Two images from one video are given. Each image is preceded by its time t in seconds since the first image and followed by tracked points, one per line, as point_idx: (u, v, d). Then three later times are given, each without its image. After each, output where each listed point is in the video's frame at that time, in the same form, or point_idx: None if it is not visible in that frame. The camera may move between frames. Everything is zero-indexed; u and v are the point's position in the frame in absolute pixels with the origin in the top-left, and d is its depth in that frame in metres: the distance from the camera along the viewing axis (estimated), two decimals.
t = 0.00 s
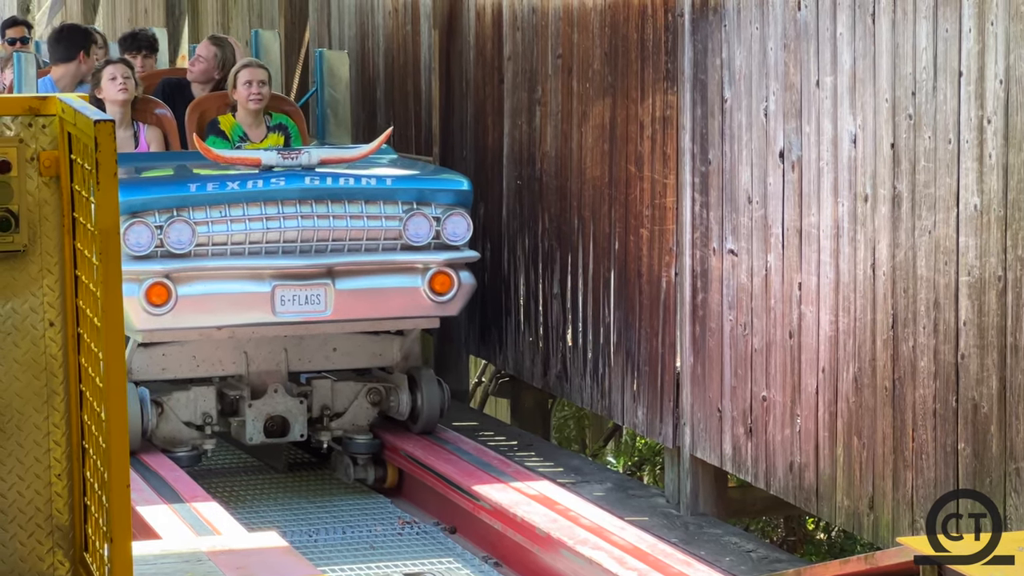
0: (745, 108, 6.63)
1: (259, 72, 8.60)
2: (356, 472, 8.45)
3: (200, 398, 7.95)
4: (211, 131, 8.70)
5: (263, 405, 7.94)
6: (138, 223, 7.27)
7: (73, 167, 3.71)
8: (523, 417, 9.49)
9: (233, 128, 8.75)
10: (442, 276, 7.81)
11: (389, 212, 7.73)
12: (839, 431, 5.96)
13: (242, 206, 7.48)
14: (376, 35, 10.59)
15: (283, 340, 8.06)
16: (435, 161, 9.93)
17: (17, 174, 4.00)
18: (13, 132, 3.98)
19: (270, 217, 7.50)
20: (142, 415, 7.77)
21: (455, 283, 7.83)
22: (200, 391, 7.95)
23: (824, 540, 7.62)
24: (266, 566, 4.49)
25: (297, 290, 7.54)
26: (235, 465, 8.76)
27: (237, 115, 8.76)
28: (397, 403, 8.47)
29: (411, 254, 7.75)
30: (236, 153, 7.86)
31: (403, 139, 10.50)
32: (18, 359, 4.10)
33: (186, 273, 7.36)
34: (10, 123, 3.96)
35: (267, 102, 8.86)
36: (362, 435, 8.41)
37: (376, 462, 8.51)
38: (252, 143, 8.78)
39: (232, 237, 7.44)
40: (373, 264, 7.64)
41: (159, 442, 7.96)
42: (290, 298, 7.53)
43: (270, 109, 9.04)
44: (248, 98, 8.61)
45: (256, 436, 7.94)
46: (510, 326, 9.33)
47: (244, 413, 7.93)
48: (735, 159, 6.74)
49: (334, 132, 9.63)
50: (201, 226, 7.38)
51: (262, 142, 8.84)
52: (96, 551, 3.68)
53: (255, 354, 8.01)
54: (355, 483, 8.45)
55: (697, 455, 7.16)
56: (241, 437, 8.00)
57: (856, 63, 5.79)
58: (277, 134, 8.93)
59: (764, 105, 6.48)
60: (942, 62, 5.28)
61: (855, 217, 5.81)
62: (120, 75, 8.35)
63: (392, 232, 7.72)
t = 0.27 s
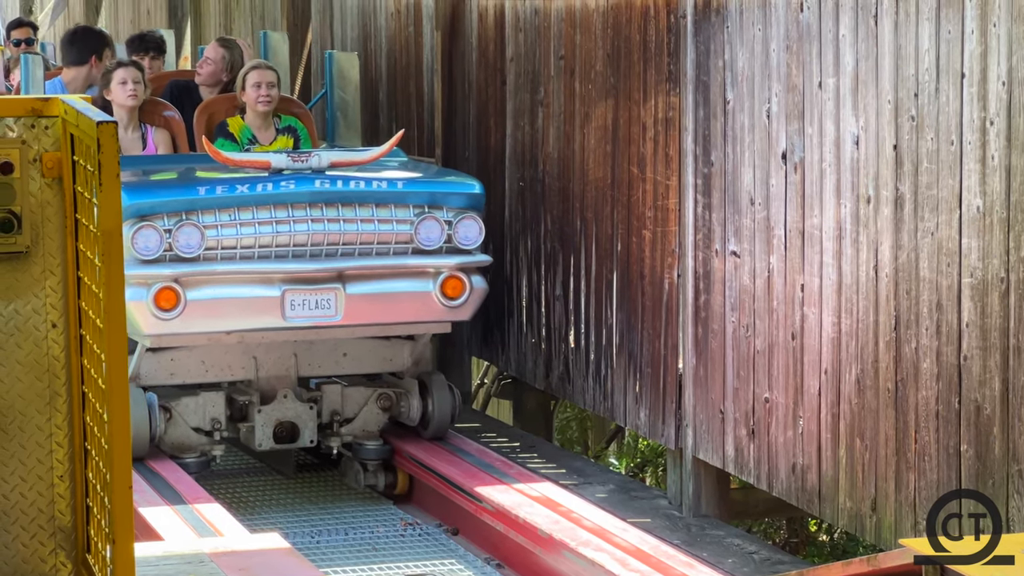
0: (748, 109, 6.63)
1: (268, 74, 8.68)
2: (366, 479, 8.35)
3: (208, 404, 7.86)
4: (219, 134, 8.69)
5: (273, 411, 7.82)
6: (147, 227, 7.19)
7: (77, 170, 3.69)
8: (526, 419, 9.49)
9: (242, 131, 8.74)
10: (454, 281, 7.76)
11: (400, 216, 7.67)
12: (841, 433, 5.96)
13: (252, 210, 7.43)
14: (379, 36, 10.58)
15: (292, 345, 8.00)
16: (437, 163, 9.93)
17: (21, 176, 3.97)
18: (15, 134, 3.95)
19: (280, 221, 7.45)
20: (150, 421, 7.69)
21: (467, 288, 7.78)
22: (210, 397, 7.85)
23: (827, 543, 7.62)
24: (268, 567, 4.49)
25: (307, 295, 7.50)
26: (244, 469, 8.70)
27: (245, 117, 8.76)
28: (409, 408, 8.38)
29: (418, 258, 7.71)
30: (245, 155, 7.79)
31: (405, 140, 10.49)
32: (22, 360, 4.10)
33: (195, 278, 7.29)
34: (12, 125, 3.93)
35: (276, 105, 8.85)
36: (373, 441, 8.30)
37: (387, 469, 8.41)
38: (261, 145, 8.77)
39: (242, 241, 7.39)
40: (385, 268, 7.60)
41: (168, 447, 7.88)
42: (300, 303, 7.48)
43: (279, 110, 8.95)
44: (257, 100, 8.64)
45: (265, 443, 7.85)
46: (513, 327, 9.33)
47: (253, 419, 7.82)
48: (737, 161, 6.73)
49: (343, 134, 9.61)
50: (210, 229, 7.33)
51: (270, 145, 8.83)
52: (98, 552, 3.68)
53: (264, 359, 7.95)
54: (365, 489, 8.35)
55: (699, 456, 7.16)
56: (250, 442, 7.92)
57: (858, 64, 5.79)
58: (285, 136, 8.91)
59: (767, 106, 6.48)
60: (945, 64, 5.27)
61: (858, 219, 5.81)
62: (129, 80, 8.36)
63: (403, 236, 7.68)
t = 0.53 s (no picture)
0: (750, 111, 6.63)
1: (276, 75, 8.55)
2: (375, 485, 8.23)
3: (217, 409, 7.80)
4: (228, 136, 8.63)
5: (282, 415, 7.77)
6: (156, 230, 7.11)
7: (80, 172, 3.68)
8: (527, 420, 9.48)
9: (251, 133, 8.67)
10: (465, 285, 7.66)
11: (411, 219, 7.57)
12: (844, 435, 5.95)
13: (261, 214, 7.35)
14: (381, 37, 10.56)
15: (302, 350, 7.91)
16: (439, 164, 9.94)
17: (23, 177, 3.95)
18: (18, 135, 3.95)
19: (290, 224, 7.37)
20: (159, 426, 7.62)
21: (478, 292, 7.68)
22: (218, 403, 7.80)
23: (829, 544, 7.59)
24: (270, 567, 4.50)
25: (317, 299, 7.39)
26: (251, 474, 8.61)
27: (254, 119, 8.68)
28: (419, 414, 8.28)
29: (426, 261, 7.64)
30: (255, 158, 7.75)
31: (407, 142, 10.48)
32: (24, 362, 4.09)
33: (204, 281, 7.20)
34: (15, 126, 3.94)
35: (285, 105, 8.75)
36: (383, 447, 8.21)
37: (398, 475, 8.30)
38: (270, 148, 8.70)
39: (251, 245, 7.31)
40: (396, 273, 7.49)
41: (176, 453, 7.79)
42: (310, 307, 7.38)
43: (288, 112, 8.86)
44: (265, 102, 8.54)
45: (275, 448, 7.78)
46: (516, 329, 9.33)
47: (262, 424, 7.77)
48: (739, 162, 6.74)
49: (352, 136, 9.57)
50: (219, 233, 7.25)
51: (280, 148, 8.74)
52: (100, 553, 3.68)
53: (273, 364, 7.86)
54: (376, 496, 8.23)
55: (701, 458, 7.16)
56: (260, 449, 7.84)
57: (861, 65, 5.79)
58: (295, 139, 8.81)
59: (769, 108, 6.48)
60: (947, 65, 5.27)
61: (860, 220, 5.81)
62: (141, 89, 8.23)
63: (414, 240, 7.56)
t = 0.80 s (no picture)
0: (753, 112, 6.63)
1: (286, 74, 8.49)
2: (386, 491, 8.19)
3: (226, 414, 7.65)
4: (238, 138, 8.55)
5: (292, 421, 7.67)
6: (164, 234, 6.92)
7: (83, 173, 3.67)
8: (530, 421, 9.46)
9: (260, 135, 8.60)
10: (477, 289, 7.48)
11: (422, 222, 7.39)
12: (847, 435, 5.95)
13: (271, 218, 7.16)
14: (383, 37, 10.52)
15: (312, 355, 7.80)
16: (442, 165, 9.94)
17: (25, 178, 3.94)
18: (21, 136, 3.93)
19: (300, 228, 7.18)
20: (168, 432, 7.48)
21: (490, 297, 7.50)
22: (227, 408, 7.65)
23: (832, 546, 7.51)
24: (271, 568, 4.52)
25: (327, 303, 7.20)
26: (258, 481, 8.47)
27: (263, 121, 8.60)
28: (430, 420, 8.15)
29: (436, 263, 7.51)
30: (265, 162, 7.62)
31: (410, 143, 10.47)
32: (27, 363, 4.08)
33: (213, 285, 7.02)
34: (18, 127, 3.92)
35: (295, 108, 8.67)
36: (394, 453, 8.11)
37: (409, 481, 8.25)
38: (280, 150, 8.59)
39: (260, 248, 7.10)
40: (406, 277, 7.29)
41: (185, 458, 7.66)
42: (321, 312, 7.19)
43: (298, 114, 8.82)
44: (275, 104, 8.47)
45: (285, 454, 7.70)
46: (519, 330, 9.33)
47: (271, 430, 7.66)
48: (742, 164, 6.73)
49: (363, 139, 9.55)
50: (228, 236, 7.05)
51: (290, 150, 8.68)
52: (103, 554, 3.68)
53: (283, 369, 7.75)
54: (386, 501, 8.18)
55: (704, 459, 7.15)
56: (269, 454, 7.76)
57: (864, 67, 5.78)
58: (305, 141, 8.74)
59: (772, 109, 6.48)
60: (950, 67, 5.26)
61: (863, 221, 5.81)
62: (148, 90, 8.18)
63: (425, 244, 7.38)
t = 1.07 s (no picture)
0: (755, 113, 6.63)
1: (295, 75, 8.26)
2: (396, 497, 7.97)
3: (235, 420, 7.47)
4: (246, 140, 8.26)
5: (301, 427, 7.47)
6: (172, 237, 6.75)
7: (86, 175, 3.66)
8: (533, 422, 9.46)
9: (269, 137, 8.31)
10: (489, 293, 7.31)
11: (433, 226, 7.20)
12: (848, 435, 5.95)
13: (281, 221, 6.96)
14: (386, 38, 10.51)
15: (322, 359, 7.61)
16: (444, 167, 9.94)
17: (28, 179, 3.83)
18: (23, 138, 3.85)
19: (309, 231, 6.98)
20: (176, 438, 7.30)
21: (502, 301, 7.32)
22: (236, 413, 7.47)
23: (834, 547, 7.48)
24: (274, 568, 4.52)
25: (337, 307, 7.03)
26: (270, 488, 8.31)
27: (272, 123, 8.34)
28: (440, 425, 7.98)
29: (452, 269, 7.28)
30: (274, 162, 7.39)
31: (412, 144, 10.45)
32: (29, 364, 3.97)
33: (221, 290, 6.84)
34: (20, 128, 3.84)
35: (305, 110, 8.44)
36: (404, 459, 7.90)
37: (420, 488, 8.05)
38: (290, 152, 8.35)
39: (269, 252, 6.92)
40: (418, 281, 7.12)
41: (193, 465, 7.49)
42: (330, 317, 7.02)
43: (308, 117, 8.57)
44: (285, 106, 8.23)
45: (294, 460, 7.48)
46: (520, 331, 9.33)
47: (280, 435, 7.46)
48: (745, 165, 6.73)
49: (373, 141, 9.37)
50: (236, 239, 6.86)
51: (298, 152, 8.41)
52: (106, 556, 3.67)
53: (292, 375, 7.56)
54: (396, 509, 7.97)
55: (707, 460, 7.15)
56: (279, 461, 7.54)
57: (866, 68, 5.78)
58: (314, 143, 8.50)
59: (774, 110, 6.48)
60: (953, 68, 5.26)
61: (866, 223, 5.80)
62: (157, 92, 7.94)
63: (436, 248, 7.20)
